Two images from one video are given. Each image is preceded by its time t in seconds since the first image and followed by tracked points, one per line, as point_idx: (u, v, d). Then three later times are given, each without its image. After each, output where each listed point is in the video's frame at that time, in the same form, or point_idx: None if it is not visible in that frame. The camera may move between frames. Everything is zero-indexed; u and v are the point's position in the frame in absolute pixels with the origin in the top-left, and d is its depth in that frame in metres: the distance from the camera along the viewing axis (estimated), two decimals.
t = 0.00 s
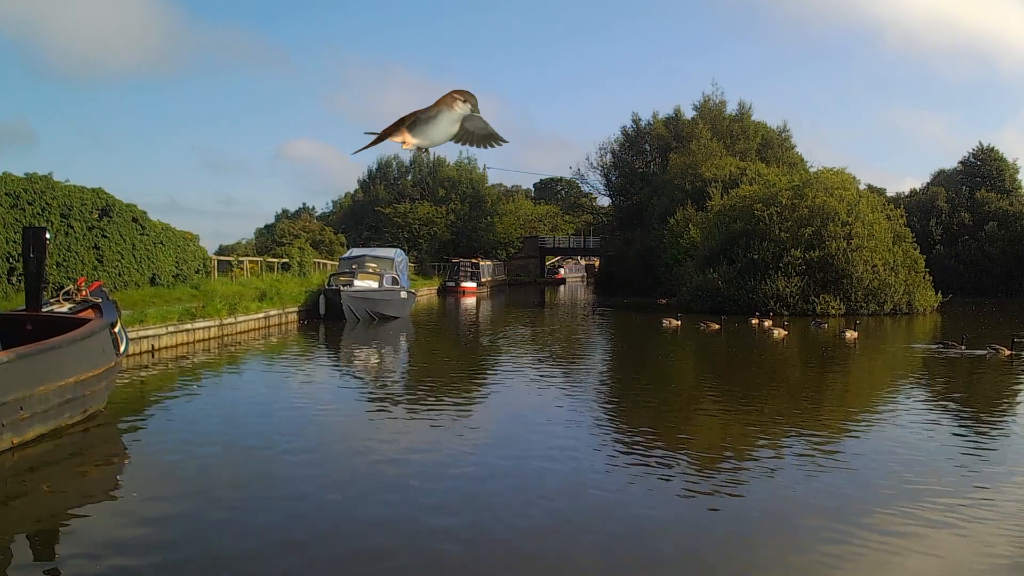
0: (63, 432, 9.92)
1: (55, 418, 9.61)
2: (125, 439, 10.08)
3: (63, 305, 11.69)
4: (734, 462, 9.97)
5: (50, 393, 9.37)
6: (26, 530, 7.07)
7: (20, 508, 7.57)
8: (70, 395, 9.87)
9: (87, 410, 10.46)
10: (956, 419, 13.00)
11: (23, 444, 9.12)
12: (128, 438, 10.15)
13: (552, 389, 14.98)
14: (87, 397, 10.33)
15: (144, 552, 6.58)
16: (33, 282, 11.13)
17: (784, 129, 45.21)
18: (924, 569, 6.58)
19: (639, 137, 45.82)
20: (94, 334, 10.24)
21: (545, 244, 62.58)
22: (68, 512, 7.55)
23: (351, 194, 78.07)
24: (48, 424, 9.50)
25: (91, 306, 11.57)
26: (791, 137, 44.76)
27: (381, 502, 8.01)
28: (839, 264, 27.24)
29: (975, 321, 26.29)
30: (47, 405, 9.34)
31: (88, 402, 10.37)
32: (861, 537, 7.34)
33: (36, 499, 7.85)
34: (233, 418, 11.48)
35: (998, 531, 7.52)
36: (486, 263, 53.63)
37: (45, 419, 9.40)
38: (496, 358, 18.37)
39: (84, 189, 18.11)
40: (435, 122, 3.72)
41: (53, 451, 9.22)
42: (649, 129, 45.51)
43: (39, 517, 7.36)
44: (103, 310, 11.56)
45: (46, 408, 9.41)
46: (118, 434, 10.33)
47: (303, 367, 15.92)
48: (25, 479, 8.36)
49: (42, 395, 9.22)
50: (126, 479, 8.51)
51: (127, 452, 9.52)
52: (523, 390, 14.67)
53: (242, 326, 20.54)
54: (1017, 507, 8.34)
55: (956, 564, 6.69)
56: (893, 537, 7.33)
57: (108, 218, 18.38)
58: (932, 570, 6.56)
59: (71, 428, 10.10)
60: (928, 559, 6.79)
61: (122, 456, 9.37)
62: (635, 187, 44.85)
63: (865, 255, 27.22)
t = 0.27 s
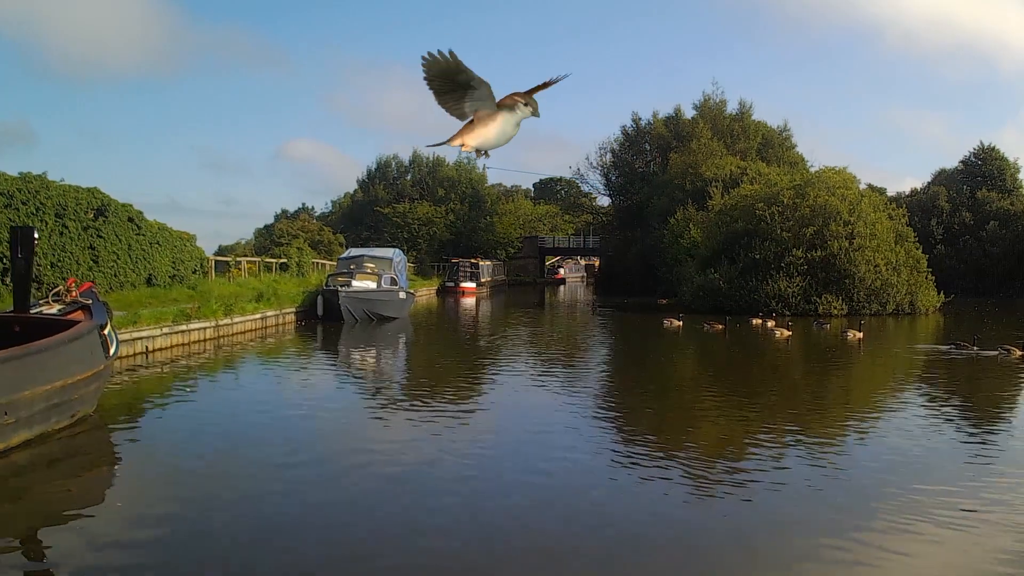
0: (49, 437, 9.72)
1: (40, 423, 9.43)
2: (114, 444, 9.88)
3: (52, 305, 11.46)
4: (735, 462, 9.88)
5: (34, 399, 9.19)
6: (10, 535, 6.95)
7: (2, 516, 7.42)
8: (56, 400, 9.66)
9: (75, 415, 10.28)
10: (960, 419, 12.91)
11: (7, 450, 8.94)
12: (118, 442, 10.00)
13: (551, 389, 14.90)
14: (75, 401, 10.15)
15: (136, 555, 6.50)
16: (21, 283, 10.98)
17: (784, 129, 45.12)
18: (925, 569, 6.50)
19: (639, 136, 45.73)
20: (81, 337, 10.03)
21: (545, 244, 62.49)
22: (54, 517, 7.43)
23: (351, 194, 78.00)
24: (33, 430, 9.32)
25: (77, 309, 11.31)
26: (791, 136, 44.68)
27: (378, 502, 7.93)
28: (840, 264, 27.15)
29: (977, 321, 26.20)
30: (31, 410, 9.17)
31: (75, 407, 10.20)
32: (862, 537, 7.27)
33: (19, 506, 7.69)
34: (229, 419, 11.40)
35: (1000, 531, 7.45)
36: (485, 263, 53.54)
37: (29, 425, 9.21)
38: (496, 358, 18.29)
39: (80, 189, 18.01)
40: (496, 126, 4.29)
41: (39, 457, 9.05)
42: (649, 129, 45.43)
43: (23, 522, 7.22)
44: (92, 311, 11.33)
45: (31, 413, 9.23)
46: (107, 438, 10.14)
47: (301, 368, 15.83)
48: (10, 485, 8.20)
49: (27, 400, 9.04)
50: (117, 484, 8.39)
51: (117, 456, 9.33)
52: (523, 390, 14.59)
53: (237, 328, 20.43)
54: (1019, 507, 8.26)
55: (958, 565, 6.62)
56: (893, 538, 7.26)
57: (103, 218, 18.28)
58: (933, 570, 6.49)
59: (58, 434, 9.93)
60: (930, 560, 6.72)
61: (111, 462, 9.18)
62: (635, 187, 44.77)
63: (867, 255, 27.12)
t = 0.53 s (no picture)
0: (35, 444, 9.50)
1: (25, 428, 9.22)
2: (103, 448, 9.67)
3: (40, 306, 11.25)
4: (737, 462, 9.80)
5: (20, 403, 8.98)
6: None
7: None
8: (41, 405, 9.43)
9: (62, 420, 10.07)
10: (965, 420, 12.81)
11: None
12: (108, 445, 9.82)
13: (553, 389, 14.79)
14: (62, 406, 9.94)
15: (129, 557, 6.42)
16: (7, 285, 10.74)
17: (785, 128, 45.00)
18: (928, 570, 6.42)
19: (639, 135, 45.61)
20: (67, 340, 9.79)
21: (544, 244, 62.37)
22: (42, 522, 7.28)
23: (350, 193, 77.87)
24: (17, 436, 9.11)
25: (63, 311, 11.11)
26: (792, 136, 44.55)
27: (376, 503, 7.85)
28: (843, 264, 27.02)
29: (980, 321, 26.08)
30: (16, 415, 8.96)
31: (62, 412, 9.98)
32: (865, 537, 7.19)
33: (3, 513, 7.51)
34: (225, 420, 11.30)
35: (1004, 532, 7.38)
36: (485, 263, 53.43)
37: (14, 431, 9.00)
38: (497, 359, 18.18)
39: (74, 188, 17.90)
40: (552, 127, 2.70)
41: (23, 464, 8.85)
42: (649, 128, 45.30)
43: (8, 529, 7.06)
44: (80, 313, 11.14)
45: (16, 418, 9.02)
46: (95, 443, 9.92)
47: (299, 369, 15.72)
48: None
49: (12, 405, 8.83)
50: (108, 487, 8.25)
51: (106, 461, 9.14)
52: (524, 390, 14.49)
53: (233, 328, 20.29)
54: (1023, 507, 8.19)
55: (962, 566, 6.54)
56: (897, 538, 7.18)
57: (97, 218, 18.16)
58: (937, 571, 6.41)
59: (44, 439, 9.72)
60: (933, 560, 6.64)
61: (100, 466, 8.99)
62: (635, 186, 44.65)
63: (870, 254, 27.00)
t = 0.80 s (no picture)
0: (18, 450, 9.32)
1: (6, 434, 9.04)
2: (90, 452, 9.53)
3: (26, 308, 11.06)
4: (737, 463, 9.70)
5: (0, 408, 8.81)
6: None
7: None
8: (23, 410, 9.26)
9: (45, 425, 9.89)
10: (969, 420, 12.69)
11: None
12: (95, 449, 9.68)
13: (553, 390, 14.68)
14: (46, 411, 9.77)
15: (117, 560, 6.33)
16: None
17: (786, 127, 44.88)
18: (928, 568, 6.36)
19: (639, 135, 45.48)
20: (51, 343, 9.63)
21: (544, 244, 62.23)
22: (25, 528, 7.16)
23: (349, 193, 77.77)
24: None
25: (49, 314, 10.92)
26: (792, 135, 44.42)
27: (370, 503, 7.76)
28: (846, 264, 26.90)
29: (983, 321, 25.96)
30: None
31: (46, 417, 9.81)
32: (865, 536, 7.10)
33: None
34: (220, 421, 11.21)
35: (1006, 532, 7.28)
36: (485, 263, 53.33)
37: None
38: (496, 359, 18.06)
39: (68, 188, 17.80)
40: (610, 123, 3.20)
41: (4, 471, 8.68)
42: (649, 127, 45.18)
43: None
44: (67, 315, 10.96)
45: None
46: (82, 447, 9.78)
47: (295, 370, 15.62)
48: None
49: None
50: (95, 491, 8.13)
51: (95, 465, 8.99)
52: (524, 391, 14.39)
53: (228, 330, 20.16)
54: None
55: (963, 565, 6.47)
56: (897, 537, 7.10)
57: (92, 218, 18.07)
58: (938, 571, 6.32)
59: (27, 445, 9.54)
60: (934, 560, 6.55)
61: (87, 471, 8.86)
62: (635, 186, 44.54)
63: (872, 254, 26.88)
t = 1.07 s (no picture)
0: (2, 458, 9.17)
1: None
2: (76, 458, 9.39)
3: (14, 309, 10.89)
4: (737, 463, 9.60)
5: None
6: None
7: None
8: (6, 415, 9.11)
9: (28, 431, 9.73)
10: (974, 421, 12.57)
11: None
12: (82, 455, 9.54)
13: (552, 390, 14.58)
14: (29, 417, 9.61)
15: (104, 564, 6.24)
16: None
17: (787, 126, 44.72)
18: (927, 569, 6.27)
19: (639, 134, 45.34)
20: (35, 347, 9.47)
21: (543, 243, 62.08)
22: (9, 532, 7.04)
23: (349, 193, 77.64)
24: None
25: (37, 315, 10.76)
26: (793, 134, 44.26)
27: (363, 504, 7.67)
28: (849, 263, 26.76)
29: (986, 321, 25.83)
30: None
31: (29, 423, 9.65)
32: (864, 537, 7.01)
33: None
34: (213, 423, 11.10)
35: (1007, 532, 7.19)
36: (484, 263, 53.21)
37: None
38: (495, 359, 17.94)
39: (62, 187, 17.70)
40: (670, 126, 3.74)
41: None
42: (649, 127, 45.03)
43: None
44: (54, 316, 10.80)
45: None
46: (68, 453, 9.63)
47: (291, 371, 15.50)
48: None
49: None
50: (82, 495, 8.02)
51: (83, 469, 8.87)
52: (523, 392, 14.28)
53: (224, 332, 20.02)
54: None
55: (963, 565, 6.40)
56: (897, 538, 6.99)
57: (86, 218, 17.96)
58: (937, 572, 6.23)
59: (9, 452, 9.38)
60: (934, 561, 6.45)
61: (74, 475, 8.73)
62: (635, 186, 44.41)
63: (876, 254, 26.73)
